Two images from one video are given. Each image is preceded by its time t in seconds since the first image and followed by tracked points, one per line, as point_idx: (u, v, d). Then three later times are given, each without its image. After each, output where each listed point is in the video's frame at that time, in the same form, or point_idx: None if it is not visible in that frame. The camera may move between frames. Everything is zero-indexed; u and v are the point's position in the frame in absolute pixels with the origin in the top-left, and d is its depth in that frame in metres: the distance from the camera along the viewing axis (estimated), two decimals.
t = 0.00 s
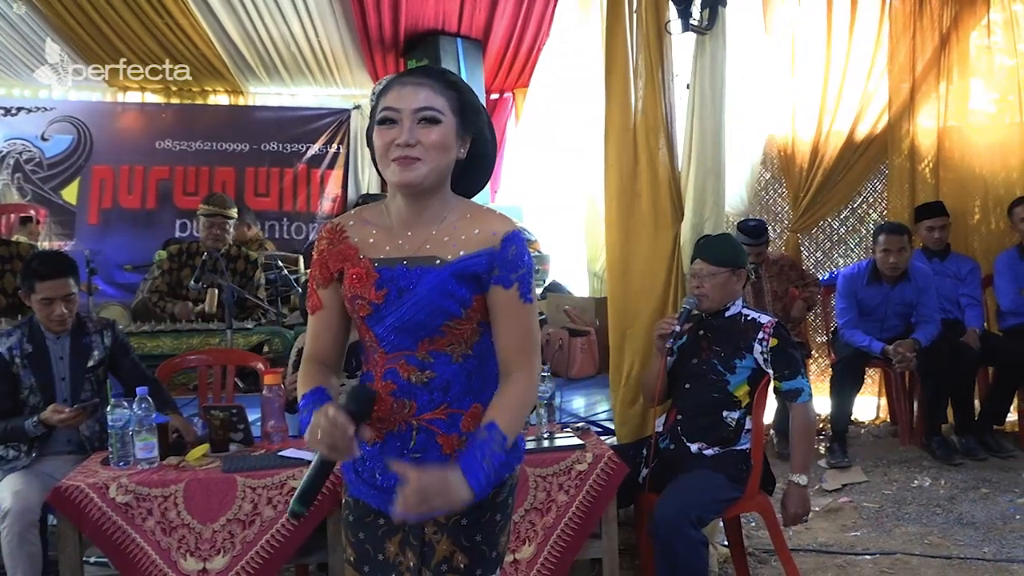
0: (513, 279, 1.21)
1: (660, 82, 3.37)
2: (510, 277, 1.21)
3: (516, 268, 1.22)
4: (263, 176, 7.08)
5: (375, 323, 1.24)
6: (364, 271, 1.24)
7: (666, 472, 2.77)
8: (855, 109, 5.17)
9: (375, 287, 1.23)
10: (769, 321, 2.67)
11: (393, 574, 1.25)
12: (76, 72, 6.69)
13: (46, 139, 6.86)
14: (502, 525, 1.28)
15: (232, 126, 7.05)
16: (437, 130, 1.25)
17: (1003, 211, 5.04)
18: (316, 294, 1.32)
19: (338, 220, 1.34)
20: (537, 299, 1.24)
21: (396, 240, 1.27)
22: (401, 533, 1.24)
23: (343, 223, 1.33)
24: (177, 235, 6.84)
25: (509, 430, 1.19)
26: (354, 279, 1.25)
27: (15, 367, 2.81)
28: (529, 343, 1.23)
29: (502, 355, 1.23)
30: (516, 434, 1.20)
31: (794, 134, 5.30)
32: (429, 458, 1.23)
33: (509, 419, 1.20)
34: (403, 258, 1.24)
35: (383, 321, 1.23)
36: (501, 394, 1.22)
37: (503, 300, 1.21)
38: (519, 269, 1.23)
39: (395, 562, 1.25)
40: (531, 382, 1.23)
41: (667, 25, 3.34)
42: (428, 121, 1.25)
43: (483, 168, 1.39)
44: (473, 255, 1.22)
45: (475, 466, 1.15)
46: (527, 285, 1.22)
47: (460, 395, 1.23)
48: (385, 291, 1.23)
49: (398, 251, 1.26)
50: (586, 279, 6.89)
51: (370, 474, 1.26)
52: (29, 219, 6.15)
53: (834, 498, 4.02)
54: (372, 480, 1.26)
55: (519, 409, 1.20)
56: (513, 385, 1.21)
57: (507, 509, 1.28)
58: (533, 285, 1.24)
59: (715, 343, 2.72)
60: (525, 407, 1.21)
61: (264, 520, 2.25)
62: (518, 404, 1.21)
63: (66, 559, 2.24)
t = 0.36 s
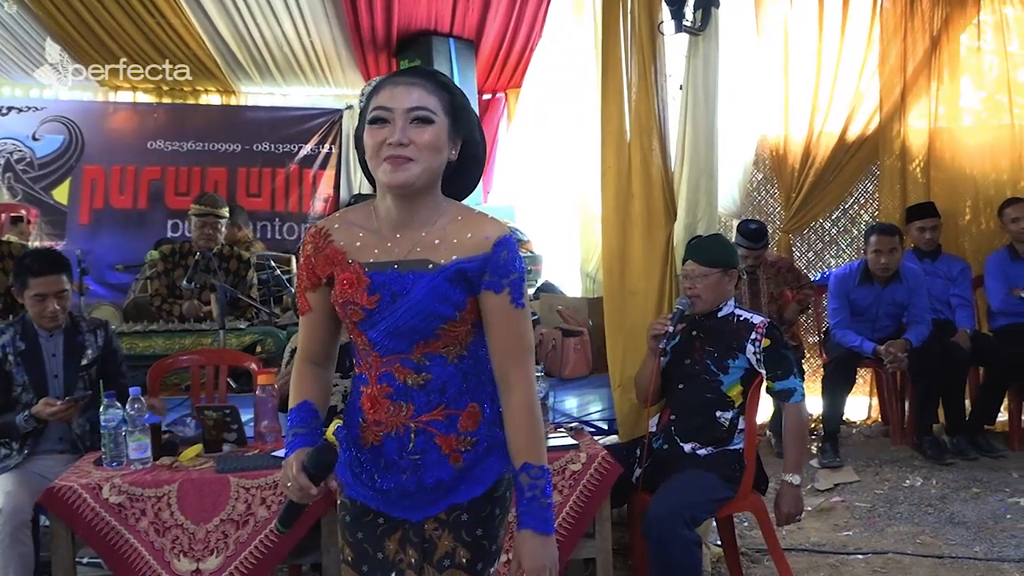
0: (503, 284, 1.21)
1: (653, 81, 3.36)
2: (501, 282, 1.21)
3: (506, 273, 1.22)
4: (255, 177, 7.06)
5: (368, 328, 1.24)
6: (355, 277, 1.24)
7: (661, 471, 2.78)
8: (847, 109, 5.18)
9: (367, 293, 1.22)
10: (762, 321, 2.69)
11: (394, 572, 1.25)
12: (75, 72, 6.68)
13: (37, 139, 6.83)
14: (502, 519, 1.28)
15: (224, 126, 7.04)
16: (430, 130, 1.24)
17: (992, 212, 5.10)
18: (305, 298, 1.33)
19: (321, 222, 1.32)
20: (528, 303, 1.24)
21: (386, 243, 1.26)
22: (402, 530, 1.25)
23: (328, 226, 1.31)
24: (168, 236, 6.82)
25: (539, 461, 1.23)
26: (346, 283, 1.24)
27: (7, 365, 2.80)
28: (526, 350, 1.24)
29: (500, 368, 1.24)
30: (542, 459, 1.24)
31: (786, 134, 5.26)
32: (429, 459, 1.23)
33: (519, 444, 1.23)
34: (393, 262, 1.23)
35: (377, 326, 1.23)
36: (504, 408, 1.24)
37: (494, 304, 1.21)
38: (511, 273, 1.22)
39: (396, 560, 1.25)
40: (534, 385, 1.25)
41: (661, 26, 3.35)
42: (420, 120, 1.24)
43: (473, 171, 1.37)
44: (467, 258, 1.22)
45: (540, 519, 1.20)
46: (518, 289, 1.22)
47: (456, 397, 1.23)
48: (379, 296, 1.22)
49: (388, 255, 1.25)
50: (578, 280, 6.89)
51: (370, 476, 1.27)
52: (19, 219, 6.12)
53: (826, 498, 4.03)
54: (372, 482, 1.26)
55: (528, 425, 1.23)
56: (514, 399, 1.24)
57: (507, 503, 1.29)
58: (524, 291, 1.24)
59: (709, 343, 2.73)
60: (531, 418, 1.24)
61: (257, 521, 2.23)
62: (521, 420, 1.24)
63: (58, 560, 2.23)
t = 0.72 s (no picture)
0: (504, 285, 1.20)
1: (653, 79, 3.36)
2: (501, 282, 1.20)
3: (508, 274, 1.21)
4: (254, 178, 7.06)
5: (374, 332, 1.23)
6: (359, 282, 1.24)
7: (663, 471, 2.78)
8: (846, 109, 5.18)
9: (372, 298, 1.22)
10: (763, 321, 2.68)
11: (403, 570, 1.25)
12: (76, 73, 6.61)
13: (36, 141, 6.82)
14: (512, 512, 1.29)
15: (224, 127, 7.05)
16: (422, 136, 1.23)
17: (992, 211, 5.09)
18: (308, 306, 1.32)
19: (322, 229, 1.32)
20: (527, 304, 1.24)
21: (388, 249, 1.26)
22: (411, 528, 1.25)
23: (328, 232, 1.31)
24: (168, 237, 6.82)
25: (515, 467, 1.20)
26: (351, 289, 1.24)
27: (7, 363, 2.79)
28: (521, 350, 1.22)
29: (490, 370, 1.22)
30: (520, 465, 1.21)
31: (785, 134, 5.26)
32: (437, 459, 1.23)
33: (500, 446, 1.21)
34: (398, 266, 1.24)
35: (383, 331, 1.22)
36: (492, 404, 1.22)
37: (495, 305, 1.20)
38: (512, 274, 1.22)
39: (404, 558, 1.25)
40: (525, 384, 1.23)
41: (660, 26, 3.35)
42: (413, 127, 1.23)
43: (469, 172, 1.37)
44: (470, 260, 1.22)
45: (502, 526, 1.16)
46: (517, 291, 1.21)
47: (462, 396, 1.23)
48: (383, 301, 1.22)
49: (391, 261, 1.25)
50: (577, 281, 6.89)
51: (379, 477, 1.26)
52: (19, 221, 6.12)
53: (827, 497, 4.03)
54: (380, 483, 1.26)
55: (511, 426, 1.21)
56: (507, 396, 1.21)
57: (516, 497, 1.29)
58: (524, 291, 1.23)
59: (710, 343, 2.73)
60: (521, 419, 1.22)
61: (260, 522, 2.23)
62: (508, 423, 1.21)
63: (61, 561, 2.23)
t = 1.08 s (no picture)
0: (501, 291, 1.19)
1: (658, 84, 3.37)
2: (498, 288, 1.19)
3: (507, 280, 1.20)
4: (259, 179, 7.07)
5: (373, 336, 1.23)
6: (358, 287, 1.24)
7: (667, 473, 2.78)
8: (850, 112, 5.17)
9: (370, 302, 1.22)
10: (767, 323, 2.67)
11: (405, 571, 1.25)
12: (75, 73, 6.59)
13: (41, 142, 6.85)
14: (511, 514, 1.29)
15: (229, 129, 7.07)
16: (396, 136, 1.21)
17: (996, 214, 5.07)
18: (312, 312, 1.33)
19: (324, 235, 1.33)
20: (526, 310, 1.23)
21: (387, 253, 1.26)
22: (412, 531, 1.24)
23: (330, 238, 1.32)
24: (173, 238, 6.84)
25: (507, 474, 1.19)
26: (350, 293, 1.24)
27: (6, 363, 2.79)
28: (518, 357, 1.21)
29: (486, 378, 1.21)
30: (512, 473, 1.19)
31: (789, 136, 5.27)
32: (438, 463, 1.23)
33: (495, 451, 1.19)
34: (396, 271, 1.23)
35: (382, 335, 1.22)
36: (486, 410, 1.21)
37: (492, 311, 1.19)
38: (511, 280, 1.21)
39: (406, 559, 1.25)
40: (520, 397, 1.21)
41: (665, 29, 3.36)
42: (385, 129, 1.21)
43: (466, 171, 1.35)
44: (467, 264, 1.21)
45: (491, 534, 1.15)
46: (515, 297, 1.20)
47: (462, 400, 1.23)
48: (382, 306, 1.21)
49: (390, 265, 1.24)
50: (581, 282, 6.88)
51: (380, 479, 1.26)
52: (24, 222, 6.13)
53: (831, 500, 4.02)
54: (382, 486, 1.26)
55: (506, 435, 1.19)
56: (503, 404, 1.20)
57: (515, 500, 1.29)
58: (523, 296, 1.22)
59: (714, 346, 2.72)
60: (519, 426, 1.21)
61: (265, 522, 2.24)
62: (504, 428, 1.20)
63: (66, 561, 2.24)
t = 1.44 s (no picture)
0: (503, 289, 1.18)
1: (666, 89, 3.37)
2: (500, 287, 1.18)
3: (505, 277, 1.18)
4: (267, 181, 7.10)
5: (368, 335, 1.22)
6: (351, 285, 1.23)
7: (674, 476, 2.78)
8: (858, 114, 5.16)
9: (363, 300, 1.21)
10: (774, 326, 2.66)
11: (407, 573, 1.25)
12: (75, 73, 6.62)
13: (50, 143, 6.90)
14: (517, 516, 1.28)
15: (237, 130, 7.10)
16: (382, 135, 1.20)
17: (1004, 216, 5.04)
18: (308, 313, 1.33)
19: (323, 235, 1.32)
20: (525, 309, 1.21)
21: (381, 250, 1.25)
22: (415, 533, 1.24)
23: (328, 238, 1.31)
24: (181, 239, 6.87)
25: (543, 468, 1.19)
26: (343, 292, 1.23)
27: (17, 364, 2.79)
28: (521, 356, 1.20)
29: (498, 377, 1.20)
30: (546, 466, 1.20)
31: (797, 140, 5.25)
32: (436, 464, 1.22)
33: (521, 451, 1.19)
34: (388, 269, 1.22)
35: (376, 334, 1.21)
36: (503, 409, 1.21)
37: (493, 309, 1.18)
38: (509, 278, 1.19)
39: (408, 561, 1.25)
40: (533, 395, 1.21)
41: (672, 31, 3.36)
42: (372, 128, 1.20)
43: (460, 167, 1.32)
44: (462, 263, 1.19)
45: (543, 527, 1.16)
46: (516, 294, 1.19)
47: (460, 400, 1.22)
48: (375, 304, 1.20)
49: (383, 262, 1.23)
50: (588, 284, 6.86)
51: (381, 482, 1.26)
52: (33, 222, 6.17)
53: (838, 504, 4.00)
54: (382, 488, 1.26)
55: (528, 428, 1.20)
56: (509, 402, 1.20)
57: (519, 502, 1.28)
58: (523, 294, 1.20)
59: (721, 349, 2.71)
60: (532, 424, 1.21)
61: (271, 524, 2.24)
62: (520, 427, 1.20)
63: (73, 560, 2.24)
